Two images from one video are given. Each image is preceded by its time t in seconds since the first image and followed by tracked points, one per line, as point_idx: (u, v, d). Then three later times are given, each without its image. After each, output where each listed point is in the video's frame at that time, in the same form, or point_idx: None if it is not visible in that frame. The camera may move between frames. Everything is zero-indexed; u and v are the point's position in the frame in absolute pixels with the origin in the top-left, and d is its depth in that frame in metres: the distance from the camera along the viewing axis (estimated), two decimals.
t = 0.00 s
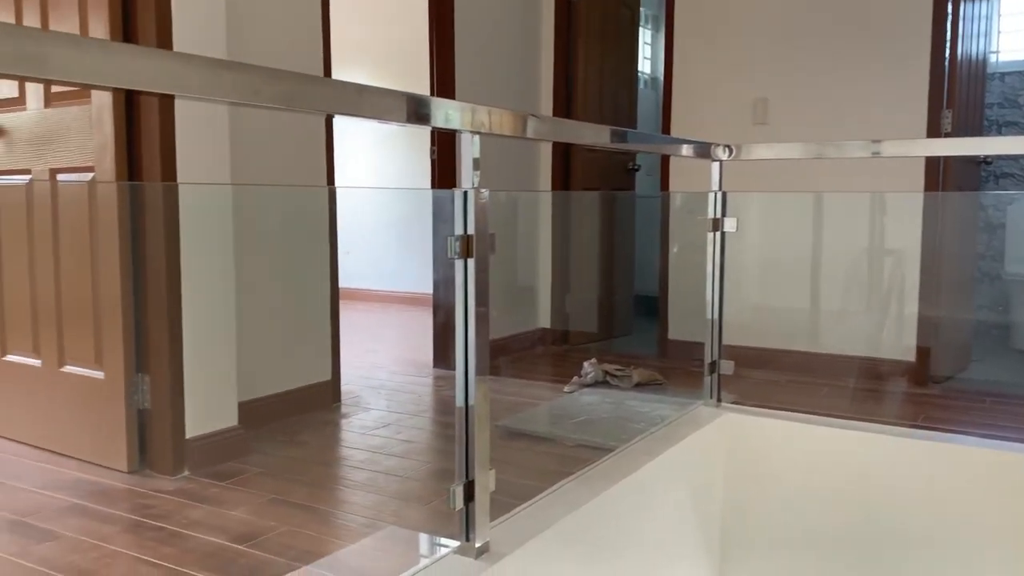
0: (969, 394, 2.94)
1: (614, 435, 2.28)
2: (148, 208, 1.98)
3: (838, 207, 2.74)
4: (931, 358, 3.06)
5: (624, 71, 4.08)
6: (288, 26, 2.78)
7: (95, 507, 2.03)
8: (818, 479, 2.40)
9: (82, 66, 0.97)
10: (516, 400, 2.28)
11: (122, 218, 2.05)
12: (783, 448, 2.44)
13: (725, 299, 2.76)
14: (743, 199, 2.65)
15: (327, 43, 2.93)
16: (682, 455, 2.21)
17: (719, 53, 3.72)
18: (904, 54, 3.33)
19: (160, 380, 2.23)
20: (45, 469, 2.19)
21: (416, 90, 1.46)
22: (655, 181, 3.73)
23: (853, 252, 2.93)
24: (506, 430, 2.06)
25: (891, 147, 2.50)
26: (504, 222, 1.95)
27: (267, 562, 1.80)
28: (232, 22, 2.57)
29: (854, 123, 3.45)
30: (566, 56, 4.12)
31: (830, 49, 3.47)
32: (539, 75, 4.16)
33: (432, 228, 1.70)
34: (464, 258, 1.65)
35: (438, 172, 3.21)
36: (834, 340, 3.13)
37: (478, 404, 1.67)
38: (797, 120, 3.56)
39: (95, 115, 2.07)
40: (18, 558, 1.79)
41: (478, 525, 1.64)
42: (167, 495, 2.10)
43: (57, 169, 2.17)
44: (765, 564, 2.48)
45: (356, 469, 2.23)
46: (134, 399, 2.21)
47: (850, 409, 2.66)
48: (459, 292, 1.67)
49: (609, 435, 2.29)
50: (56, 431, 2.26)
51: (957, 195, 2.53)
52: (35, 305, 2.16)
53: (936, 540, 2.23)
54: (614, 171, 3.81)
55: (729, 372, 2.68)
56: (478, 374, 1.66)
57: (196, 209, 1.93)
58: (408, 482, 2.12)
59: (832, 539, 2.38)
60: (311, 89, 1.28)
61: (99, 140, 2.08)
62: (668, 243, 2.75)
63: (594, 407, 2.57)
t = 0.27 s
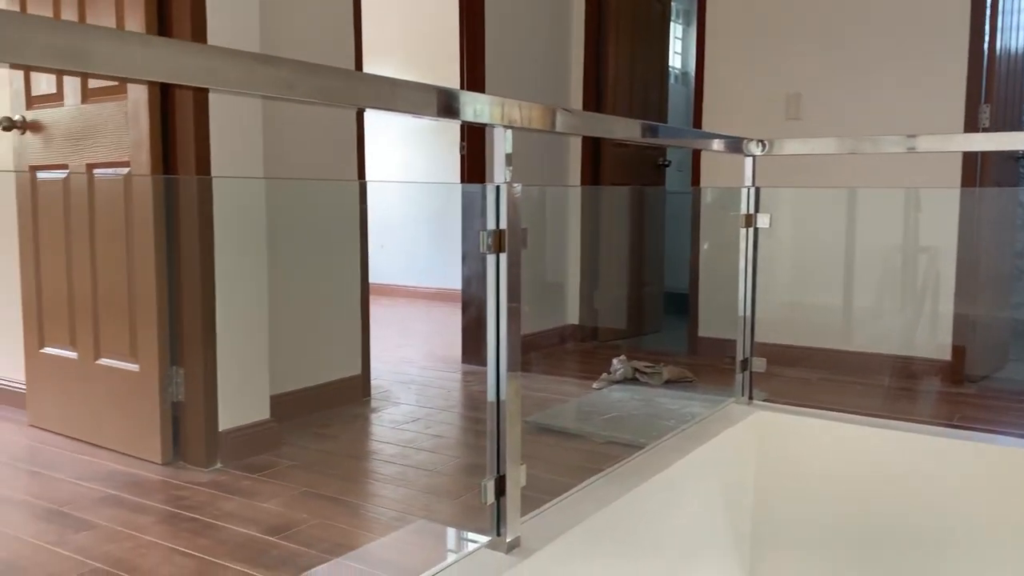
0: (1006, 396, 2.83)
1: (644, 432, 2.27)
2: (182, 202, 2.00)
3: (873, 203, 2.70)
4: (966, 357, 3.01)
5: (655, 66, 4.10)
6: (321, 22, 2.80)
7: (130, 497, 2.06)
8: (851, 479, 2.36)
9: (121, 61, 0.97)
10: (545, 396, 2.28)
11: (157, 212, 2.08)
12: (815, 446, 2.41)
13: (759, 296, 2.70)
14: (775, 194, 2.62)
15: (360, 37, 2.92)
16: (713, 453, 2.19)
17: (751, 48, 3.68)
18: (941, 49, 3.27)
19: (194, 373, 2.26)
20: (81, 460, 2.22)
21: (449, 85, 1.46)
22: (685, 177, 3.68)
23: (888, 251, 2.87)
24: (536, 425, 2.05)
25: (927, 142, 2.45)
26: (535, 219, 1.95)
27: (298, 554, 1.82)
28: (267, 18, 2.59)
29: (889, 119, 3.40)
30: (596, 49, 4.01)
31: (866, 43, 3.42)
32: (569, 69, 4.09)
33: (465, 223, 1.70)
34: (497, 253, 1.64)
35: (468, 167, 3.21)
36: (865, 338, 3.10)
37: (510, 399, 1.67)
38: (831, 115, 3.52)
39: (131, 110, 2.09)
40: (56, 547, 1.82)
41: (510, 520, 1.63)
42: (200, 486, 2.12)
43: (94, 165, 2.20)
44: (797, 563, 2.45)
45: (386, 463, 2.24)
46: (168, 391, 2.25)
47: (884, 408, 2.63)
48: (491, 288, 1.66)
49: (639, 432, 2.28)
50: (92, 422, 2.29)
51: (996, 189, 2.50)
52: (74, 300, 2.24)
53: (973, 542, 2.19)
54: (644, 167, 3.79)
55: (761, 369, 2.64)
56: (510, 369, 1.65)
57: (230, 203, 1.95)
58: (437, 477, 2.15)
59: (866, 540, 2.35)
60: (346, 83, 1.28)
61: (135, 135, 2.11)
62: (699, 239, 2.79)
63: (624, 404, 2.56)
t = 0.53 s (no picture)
0: None
1: (675, 429, 2.25)
2: (216, 194, 2.01)
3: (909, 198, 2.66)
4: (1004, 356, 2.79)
5: (687, 59, 4.06)
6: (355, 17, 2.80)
7: (165, 488, 2.08)
8: (885, 478, 2.33)
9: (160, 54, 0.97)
10: (575, 390, 2.27)
11: (192, 205, 2.10)
12: (849, 444, 2.37)
13: (792, 293, 2.73)
14: (809, 188, 2.60)
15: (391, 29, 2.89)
16: (745, 450, 2.17)
17: (785, 41, 3.63)
18: (981, 42, 3.21)
19: (227, 365, 2.28)
20: (117, 450, 2.25)
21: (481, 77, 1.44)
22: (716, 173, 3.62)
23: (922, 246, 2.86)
24: (567, 421, 2.04)
25: (964, 136, 2.40)
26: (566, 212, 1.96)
27: (330, 545, 1.83)
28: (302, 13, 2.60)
29: (925, 113, 3.34)
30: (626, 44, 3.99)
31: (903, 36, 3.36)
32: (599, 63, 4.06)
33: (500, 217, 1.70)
34: (528, 247, 1.63)
35: (498, 161, 3.20)
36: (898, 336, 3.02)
37: (542, 394, 1.66)
38: (866, 110, 3.47)
39: (166, 106, 2.11)
40: (94, 535, 1.85)
41: (541, 514, 1.63)
42: (233, 478, 2.14)
43: (130, 158, 2.22)
44: (829, 561, 2.43)
45: (416, 457, 2.25)
46: (202, 382, 2.27)
47: (919, 406, 2.58)
48: (523, 281, 1.66)
49: (670, 429, 2.27)
50: (128, 414, 2.31)
51: None
52: (109, 295, 2.27)
53: (1011, 543, 2.15)
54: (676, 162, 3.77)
55: (795, 366, 2.63)
56: (541, 363, 1.64)
57: (264, 195, 1.96)
58: (468, 471, 2.15)
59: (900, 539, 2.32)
60: (382, 77, 1.28)
61: (170, 131, 2.13)
62: (730, 235, 2.76)
63: (655, 400, 2.54)
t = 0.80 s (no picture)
0: None
1: (705, 425, 2.24)
2: (249, 187, 2.03)
3: (944, 192, 2.62)
4: None
5: (717, 52, 3.98)
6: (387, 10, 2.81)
7: (199, 479, 2.11)
8: (919, 475, 2.29)
9: (199, 45, 0.97)
10: (604, 385, 2.27)
11: (226, 197, 2.12)
12: (881, 442, 2.34)
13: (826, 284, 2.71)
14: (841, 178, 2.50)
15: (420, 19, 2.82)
16: (777, 447, 2.15)
17: (817, 34, 3.59)
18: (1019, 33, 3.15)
19: (258, 356, 2.31)
20: (151, 442, 2.28)
21: (511, 72, 1.44)
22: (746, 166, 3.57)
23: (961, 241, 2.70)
24: (596, 416, 2.03)
25: (1002, 128, 2.36)
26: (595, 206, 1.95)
27: (362, 537, 1.84)
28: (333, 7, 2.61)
29: (961, 106, 3.29)
30: (656, 35, 4.00)
31: (939, 27, 3.31)
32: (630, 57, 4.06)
33: (534, 210, 1.68)
34: (561, 241, 1.63)
35: (526, 155, 3.20)
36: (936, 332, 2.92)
37: (574, 390, 1.65)
38: (900, 103, 3.42)
39: (200, 100, 2.14)
40: (130, 525, 1.87)
41: (572, 509, 1.62)
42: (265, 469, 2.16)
43: (164, 153, 2.24)
44: (861, 560, 2.40)
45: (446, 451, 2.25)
46: (236, 375, 2.30)
47: (954, 403, 2.54)
48: (555, 274, 1.65)
49: (700, 425, 2.25)
50: (161, 406, 2.33)
51: None
52: (144, 288, 2.31)
53: None
54: (705, 156, 3.72)
55: (827, 361, 2.64)
56: (573, 359, 1.63)
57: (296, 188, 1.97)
58: (498, 466, 2.17)
59: (934, 538, 2.28)
60: (416, 70, 1.28)
61: (204, 126, 2.15)
62: (762, 228, 2.81)
63: (685, 396, 2.53)
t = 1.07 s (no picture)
0: None
1: (735, 421, 2.22)
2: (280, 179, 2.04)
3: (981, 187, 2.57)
4: None
5: (746, 47, 3.98)
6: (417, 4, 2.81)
7: (230, 470, 2.13)
8: (953, 474, 2.26)
9: (234, 38, 0.98)
10: (633, 380, 2.26)
11: (256, 190, 2.13)
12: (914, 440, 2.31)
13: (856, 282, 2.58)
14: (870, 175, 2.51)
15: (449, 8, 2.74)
16: (807, 443, 2.13)
17: (850, 27, 3.54)
18: None
19: (289, 348, 2.36)
20: (182, 433, 2.31)
21: (539, 65, 1.42)
22: (776, 161, 3.57)
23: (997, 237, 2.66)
24: (625, 412, 2.02)
25: None
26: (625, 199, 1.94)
27: (392, 529, 1.85)
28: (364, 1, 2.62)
29: (998, 100, 3.23)
30: (686, 27, 3.95)
31: (976, 19, 3.25)
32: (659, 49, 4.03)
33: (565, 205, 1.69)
34: (592, 235, 1.62)
35: (554, 150, 3.19)
36: (967, 328, 2.93)
37: (604, 385, 1.64)
38: (934, 96, 3.36)
39: (232, 93, 2.14)
40: (163, 515, 1.89)
41: (601, 503, 1.62)
42: (295, 461, 2.18)
43: (196, 147, 2.25)
44: (892, 559, 2.37)
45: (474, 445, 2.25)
46: (267, 368, 2.36)
47: (989, 401, 2.50)
48: (586, 268, 1.63)
49: (730, 421, 2.24)
50: (193, 400, 2.38)
51: None
52: (176, 280, 2.33)
53: None
54: (734, 151, 3.71)
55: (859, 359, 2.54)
56: (604, 354, 1.62)
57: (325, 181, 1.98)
58: (524, 459, 2.17)
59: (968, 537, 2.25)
60: (449, 63, 1.28)
61: (236, 120, 2.17)
62: (791, 226, 2.74)
63: (714, 392, 2.52)
